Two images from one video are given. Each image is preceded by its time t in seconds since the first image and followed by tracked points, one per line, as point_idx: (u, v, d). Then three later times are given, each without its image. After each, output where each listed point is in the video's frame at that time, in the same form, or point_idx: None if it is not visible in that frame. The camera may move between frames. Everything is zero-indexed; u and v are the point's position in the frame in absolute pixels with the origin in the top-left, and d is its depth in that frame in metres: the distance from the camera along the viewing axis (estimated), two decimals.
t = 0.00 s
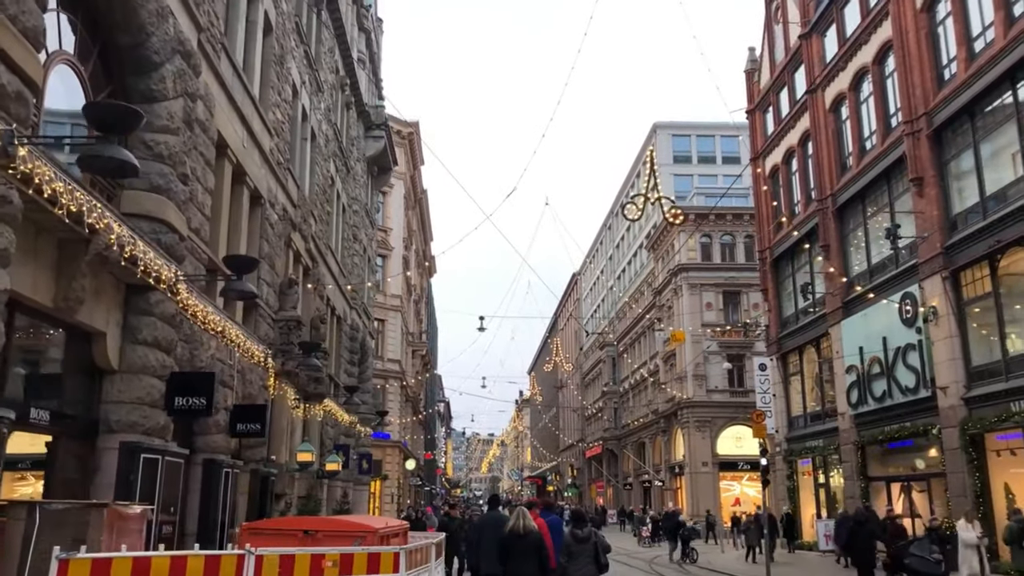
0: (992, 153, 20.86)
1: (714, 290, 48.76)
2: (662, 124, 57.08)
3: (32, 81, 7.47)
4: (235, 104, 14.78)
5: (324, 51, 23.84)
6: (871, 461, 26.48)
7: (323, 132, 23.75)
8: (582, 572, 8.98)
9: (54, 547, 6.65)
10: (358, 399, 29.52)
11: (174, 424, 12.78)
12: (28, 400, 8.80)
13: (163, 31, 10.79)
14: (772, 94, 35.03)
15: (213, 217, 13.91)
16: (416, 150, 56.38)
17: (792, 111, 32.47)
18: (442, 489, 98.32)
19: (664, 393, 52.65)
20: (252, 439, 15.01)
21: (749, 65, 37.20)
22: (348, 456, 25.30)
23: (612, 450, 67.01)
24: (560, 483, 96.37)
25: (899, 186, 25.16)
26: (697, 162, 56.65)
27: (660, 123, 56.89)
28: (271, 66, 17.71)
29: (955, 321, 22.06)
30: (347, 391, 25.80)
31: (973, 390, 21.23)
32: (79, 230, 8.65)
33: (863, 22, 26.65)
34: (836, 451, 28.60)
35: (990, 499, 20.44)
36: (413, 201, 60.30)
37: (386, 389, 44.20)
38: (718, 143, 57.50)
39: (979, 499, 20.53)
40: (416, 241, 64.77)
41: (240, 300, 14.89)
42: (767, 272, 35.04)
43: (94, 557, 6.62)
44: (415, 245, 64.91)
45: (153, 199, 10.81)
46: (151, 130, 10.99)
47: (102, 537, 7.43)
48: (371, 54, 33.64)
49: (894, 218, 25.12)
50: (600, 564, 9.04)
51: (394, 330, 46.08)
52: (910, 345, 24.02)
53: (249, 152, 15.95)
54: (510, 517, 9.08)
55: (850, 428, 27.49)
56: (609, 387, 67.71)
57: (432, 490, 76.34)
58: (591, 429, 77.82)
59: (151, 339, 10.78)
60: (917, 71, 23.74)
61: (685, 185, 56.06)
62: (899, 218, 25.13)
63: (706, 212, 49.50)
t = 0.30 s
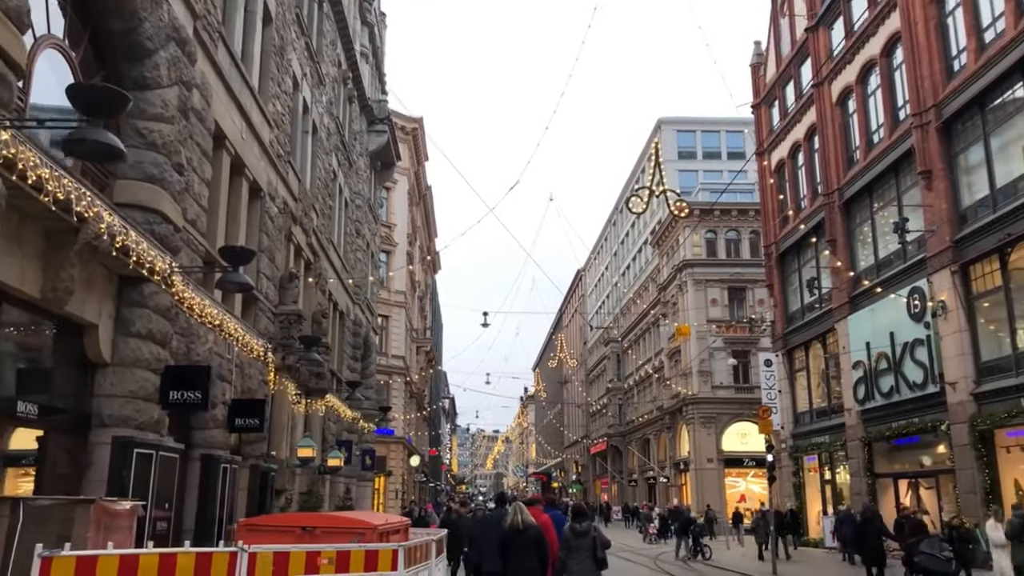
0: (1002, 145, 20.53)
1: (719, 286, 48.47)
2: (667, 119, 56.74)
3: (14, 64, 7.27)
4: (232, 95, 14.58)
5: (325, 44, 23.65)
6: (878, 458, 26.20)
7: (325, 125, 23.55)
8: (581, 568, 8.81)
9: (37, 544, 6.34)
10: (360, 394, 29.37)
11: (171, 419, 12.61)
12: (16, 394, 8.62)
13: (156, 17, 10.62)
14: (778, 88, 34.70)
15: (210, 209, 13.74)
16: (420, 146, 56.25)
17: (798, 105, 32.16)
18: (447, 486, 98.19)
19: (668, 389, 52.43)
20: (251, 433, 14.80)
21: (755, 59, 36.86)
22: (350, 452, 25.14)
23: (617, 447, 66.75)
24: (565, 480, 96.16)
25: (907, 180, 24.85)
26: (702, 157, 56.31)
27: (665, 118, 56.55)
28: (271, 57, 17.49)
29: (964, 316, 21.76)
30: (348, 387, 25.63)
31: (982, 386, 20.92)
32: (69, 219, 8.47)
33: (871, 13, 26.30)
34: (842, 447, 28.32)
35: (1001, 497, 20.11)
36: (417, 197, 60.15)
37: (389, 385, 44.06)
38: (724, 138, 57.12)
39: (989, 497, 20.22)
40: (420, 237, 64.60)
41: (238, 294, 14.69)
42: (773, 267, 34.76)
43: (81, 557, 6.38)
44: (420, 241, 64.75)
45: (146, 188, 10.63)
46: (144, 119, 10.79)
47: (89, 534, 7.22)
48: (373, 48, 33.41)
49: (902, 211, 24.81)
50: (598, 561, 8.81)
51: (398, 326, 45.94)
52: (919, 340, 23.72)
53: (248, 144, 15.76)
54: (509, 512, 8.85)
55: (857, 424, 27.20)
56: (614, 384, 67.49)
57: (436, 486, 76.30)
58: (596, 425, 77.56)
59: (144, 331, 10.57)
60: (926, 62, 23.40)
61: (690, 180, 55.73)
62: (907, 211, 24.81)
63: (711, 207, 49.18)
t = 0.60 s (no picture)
0: (1015, 133, 20.08)
1: (723, 280, 48.05)
2: (671, 111, 56.27)
3: None
4: (226, 80, 14.21)
5: (324, 32, 23.26)
6: (885, 453, 25.82)
7: (323, 115, 23.18)
8: (583, 565, 8.43)
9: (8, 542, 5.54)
10: (361, 389, 29.07)
11: (162, 413, 12.26)
12: None
13: None
14: (784, 78, 34.25)
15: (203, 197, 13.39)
16: (422, 140, 55.87)
17: (804, 95, 31.72)
18: (450, 481, 97.95)
19: (672, 384, 52.08)
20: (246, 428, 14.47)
21: (760, 49, 36.39)
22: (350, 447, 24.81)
23: (621, 442, 66.40)
24: (569, 476, 95.87)
25: (916, 170, 24.42)
26: (707, 150, 55.83)
27: (669, 111, 56.06)
28: (266, 43, 17.13)
29: (975, 308, 21.33)
30: (348, 381, 25.30)
31: (994, 379, 20.50)
32: (50, 202, 8.08)
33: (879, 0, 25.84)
34: (848, 442, 27.95)
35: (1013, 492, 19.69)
36: (419, 191, 59.77)
37: (391, 380, 43.73)
38: (728, 131, 56.62)
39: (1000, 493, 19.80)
40: (422, 232, 64.22)
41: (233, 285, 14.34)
42: (779, 260, 34.36)
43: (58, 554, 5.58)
44: (422, 236, 64.38)
45: (133, 173, 10.26)
46: (131, 102, 10.44)
47: (67, 530, 6.84)
48: (373, 38, 33.00)
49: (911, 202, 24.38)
50: (602, 558, 8.44)
51: (400, 320, 45.62)
52: (928, 333, 23.30)
53: (243, 131, 15.41)
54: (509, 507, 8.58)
55: (864, 418, 26.82)
56: (617, 379, 67.15)
57: (439, 482, 76.04)
58: (599, 421, 77.23)
59: (131, 321, 10.21)
60: (936, 49, 22.95)
61: (694, 173, 55.26)
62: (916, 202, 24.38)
63: (715, 200, 48.73)
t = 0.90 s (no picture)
0: None
1: (726, 269, 47.72)
2: (673, 99, 55.82)
3: None
4: (218, 62, 13.89)
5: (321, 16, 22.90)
6: (889, 442, 25.56)
7: (320, 100, 22.85)
8: (583, 556, 8.18)
9: None
10: (360, 378, 28.81)
11: (152, 402, 12.00)
12: None
13: None
14: (788, 64, 33.84)
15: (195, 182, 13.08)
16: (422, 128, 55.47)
17: (809, 81, 31.32)
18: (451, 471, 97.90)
19: (674, 373, 51.80)
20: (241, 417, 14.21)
21: (764, 34, 35.96)
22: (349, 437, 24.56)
23: (623, 432, 66.20)
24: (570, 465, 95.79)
25: (922, 155, 24.07)
26: (709, 138, 55.41)
27: (671, 99, 55.60)
28: (261, 25, 16.79)
29: (982, 295, 21.00)
30: (346, 371, 25.05)
31: (1001, 367, 20.20)
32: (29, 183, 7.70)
33: None
34: (852, 431, 27.69)
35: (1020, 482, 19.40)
36: (420, 180, 59.38)
37: (391, 370, 43.47)
38: (731, 119, 56.17)
39: (1006, 482, 19.53)
40: (423, 221, 63.83)
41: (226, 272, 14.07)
42: (782, 248, 34.03)
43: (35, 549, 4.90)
44: (422, 225, 64.03)
45: (120, 155, 9.95)
46: (117, 81, 10.13)
47: (45, 523, 6.59)
48: (372, 24, 32.60)
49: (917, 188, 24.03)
50: (602, 548, 8.21)
51: (400, 310, 45.34)
52: (934, 320, 22.99)
53: (237, 115, 15.10)
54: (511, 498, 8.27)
55: (868, 407, 26.56)
56: (619, 368, 66.90)
57: (440, 472, 75.89)
58: (601, 411, 77.03)
59: (118, 307, 9.92)
60: (944, 32, 22.54)
61: (697, 162, 54.87)
62: (923, 188, 24.04)
63: (718, 188, 48.34)
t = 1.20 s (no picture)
0: None
1: (730, 259, 47.33)
2: (677, 88, 55.34)
3: None
4: (211, 43, 13.54)
5: None
6: (896, 433, 25.22)
7: (318, 86, 22.48)
8: (580, 550, 7.96)
9: None
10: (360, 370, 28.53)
11: (142, 393, 11.69)
12: None
13: None
14: (793, 51, 33.37)
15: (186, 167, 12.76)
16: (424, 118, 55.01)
17: (814, 67, 30.85)
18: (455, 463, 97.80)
19: (678, 364, 51.49)
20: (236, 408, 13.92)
21: (769, 20, 35.46)
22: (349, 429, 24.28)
23: (626, 424, 65.95)
24: (574, 457, 95.63)
25: (931, 142, 23.66)
26: (713, 127, 54.94)
27: (674, 87, 55.12)
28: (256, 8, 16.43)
29: (992, 284, 20.62)
30: (346, 362, 24.77)
31: (1012, 356, 19.83)
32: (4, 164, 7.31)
33: None
34: (858, 422, 27.35)
35: None
36: (422, 170, 58.94)
37: (393, 361, 43.16)
38: (735, 107, 55.68)
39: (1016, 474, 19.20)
40: (425, 212, 63.41)
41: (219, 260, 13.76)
42: (787, 238, 33.62)
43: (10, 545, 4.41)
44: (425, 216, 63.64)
45: (104, 137, 9.61)
46: (101, 61, 9.79)
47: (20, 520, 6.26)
48: (372, 11, 32.19)
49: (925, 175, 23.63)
50: (598, 540, 8.01)
51: (402, 301, 45.02)
52: (943, 309, 22.61)
53: (230, 99, 14.75)
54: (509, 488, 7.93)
55: (875, 398, 26.22)
56: (622, 360, 66.59)
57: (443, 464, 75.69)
58: (604, 402, 76.79)
59: (104, 294, 9.61)
60: (954, 15, 22.09)
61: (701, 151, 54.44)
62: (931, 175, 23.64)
63: (722, 178, 47.91)
